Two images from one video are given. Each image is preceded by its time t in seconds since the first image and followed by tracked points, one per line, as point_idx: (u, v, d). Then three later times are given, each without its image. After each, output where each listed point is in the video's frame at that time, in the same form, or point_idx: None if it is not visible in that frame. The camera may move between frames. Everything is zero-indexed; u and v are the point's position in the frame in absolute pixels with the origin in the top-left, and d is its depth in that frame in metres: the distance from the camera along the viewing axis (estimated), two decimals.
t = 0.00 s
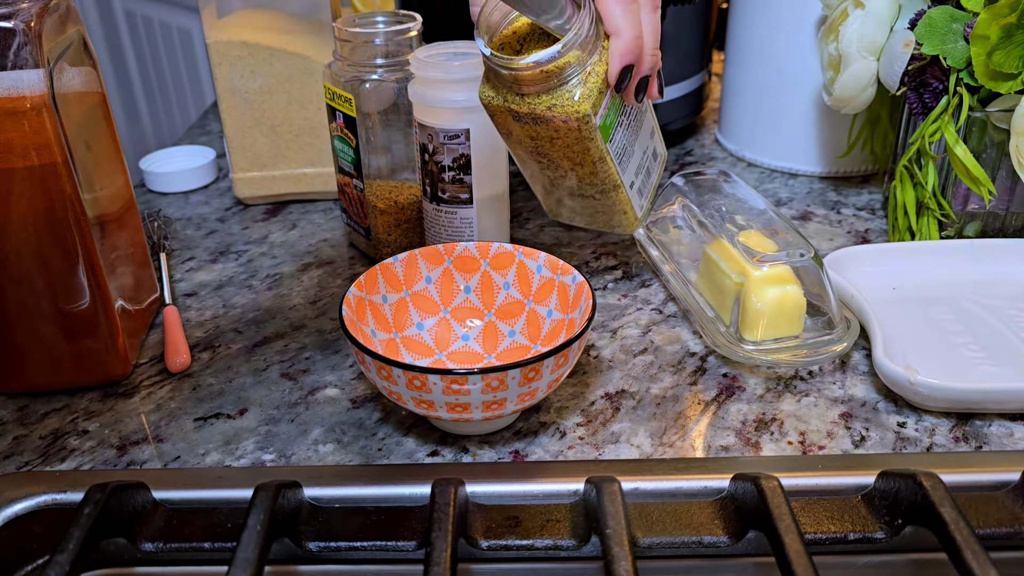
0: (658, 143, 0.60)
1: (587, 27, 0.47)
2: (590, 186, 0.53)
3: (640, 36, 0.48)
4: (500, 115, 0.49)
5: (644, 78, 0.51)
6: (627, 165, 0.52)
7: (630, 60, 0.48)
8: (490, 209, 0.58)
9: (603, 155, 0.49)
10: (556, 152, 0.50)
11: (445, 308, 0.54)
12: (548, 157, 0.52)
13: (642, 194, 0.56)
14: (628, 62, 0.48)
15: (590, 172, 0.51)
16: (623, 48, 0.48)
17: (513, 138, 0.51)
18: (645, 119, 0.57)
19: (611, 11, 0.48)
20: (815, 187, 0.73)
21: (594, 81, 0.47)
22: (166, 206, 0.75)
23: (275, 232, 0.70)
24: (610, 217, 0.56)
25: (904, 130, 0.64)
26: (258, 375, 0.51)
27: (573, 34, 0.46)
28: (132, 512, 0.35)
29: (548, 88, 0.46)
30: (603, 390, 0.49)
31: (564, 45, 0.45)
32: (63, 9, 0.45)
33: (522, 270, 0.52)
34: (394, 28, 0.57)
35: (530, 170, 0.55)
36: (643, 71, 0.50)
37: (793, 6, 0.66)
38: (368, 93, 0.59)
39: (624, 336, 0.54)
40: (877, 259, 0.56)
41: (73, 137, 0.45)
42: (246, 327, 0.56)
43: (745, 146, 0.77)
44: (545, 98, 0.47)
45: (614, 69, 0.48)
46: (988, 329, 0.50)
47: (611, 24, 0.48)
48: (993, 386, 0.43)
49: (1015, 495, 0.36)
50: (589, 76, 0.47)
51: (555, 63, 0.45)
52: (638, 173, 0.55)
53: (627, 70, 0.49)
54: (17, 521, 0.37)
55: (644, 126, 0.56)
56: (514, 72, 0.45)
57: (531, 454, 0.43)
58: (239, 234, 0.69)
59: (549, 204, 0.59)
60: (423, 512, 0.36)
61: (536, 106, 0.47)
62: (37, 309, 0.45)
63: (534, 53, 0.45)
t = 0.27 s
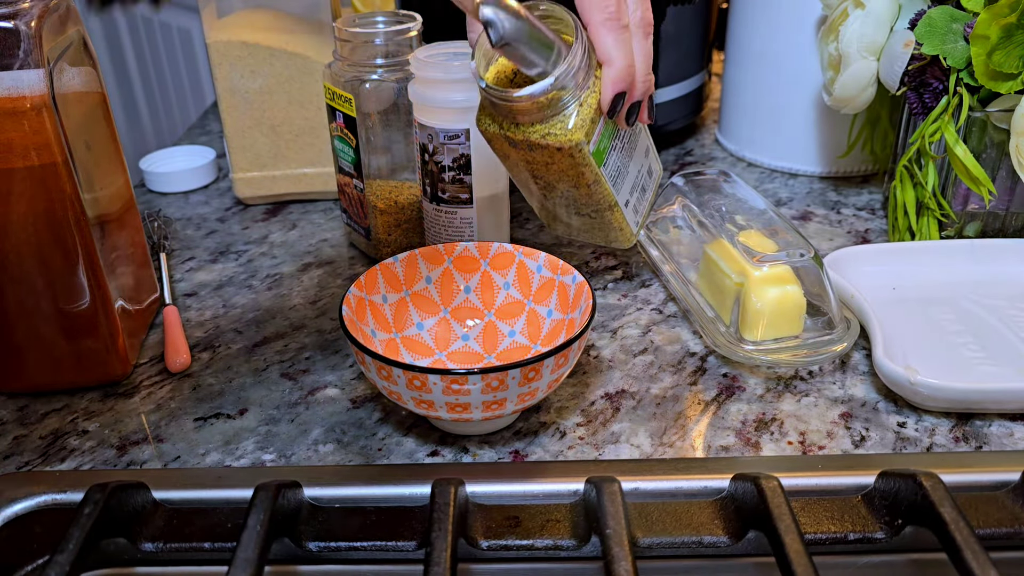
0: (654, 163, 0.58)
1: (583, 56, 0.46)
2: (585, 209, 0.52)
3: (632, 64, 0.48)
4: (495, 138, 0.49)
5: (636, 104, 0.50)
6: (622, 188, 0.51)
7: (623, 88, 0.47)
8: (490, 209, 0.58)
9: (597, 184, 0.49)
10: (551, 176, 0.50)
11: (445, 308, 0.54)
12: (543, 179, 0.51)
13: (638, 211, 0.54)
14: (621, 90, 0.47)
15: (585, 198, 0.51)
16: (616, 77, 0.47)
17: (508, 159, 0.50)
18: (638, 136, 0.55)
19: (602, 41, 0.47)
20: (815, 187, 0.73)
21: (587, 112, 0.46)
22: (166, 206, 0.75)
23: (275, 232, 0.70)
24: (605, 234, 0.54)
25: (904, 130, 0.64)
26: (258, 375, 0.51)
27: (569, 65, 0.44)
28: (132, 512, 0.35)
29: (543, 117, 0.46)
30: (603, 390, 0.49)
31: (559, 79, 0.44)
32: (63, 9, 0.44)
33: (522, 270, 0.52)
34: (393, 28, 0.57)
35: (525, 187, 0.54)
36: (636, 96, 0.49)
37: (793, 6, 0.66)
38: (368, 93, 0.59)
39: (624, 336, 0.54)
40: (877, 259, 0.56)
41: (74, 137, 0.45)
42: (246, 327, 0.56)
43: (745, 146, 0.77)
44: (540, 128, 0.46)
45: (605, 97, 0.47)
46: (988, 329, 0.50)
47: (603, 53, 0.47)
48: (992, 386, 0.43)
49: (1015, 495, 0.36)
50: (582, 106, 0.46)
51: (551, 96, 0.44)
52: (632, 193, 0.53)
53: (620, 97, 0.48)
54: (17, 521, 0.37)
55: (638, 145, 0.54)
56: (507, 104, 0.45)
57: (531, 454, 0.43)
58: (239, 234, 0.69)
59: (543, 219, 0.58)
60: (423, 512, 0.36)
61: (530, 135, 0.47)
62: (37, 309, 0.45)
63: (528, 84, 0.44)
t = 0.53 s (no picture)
0: (651, 163, 0.58)
1: (584, 74, 0.46)
2: (584, 214, 0.53)
3: (633, 78, 0.50)
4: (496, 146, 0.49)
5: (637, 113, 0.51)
6: (622, 192, 0.51)
7: (626, 100, 0.49)
8: (490, 209, 0.58)
9: (597, 195, 0.50)
10: (551, 184, 0.50)
11: (445, 308, 0.54)
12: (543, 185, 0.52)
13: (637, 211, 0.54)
14: (624, 103, 0.49)
15: (585, 205, 0.52)
16: (617, 89, 0.49)
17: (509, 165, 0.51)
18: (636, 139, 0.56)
19: (605, 56, 0.50)
20: (815, 187, 0.73)
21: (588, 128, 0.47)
22: (166, 206, 0.75)
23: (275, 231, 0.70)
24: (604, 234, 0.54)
25: (904, 130, 0.64)
26: (258, 375, 0.51)
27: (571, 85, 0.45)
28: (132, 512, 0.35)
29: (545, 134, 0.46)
30: (603, 390, 0.49)
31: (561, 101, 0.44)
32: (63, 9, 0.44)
33: (522, 270, 0.52)
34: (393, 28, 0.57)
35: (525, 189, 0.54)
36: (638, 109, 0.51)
37: (793, 7, 0.66)
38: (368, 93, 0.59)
39: (624, 336, 0.54)
40: (877, 259, 0.56)
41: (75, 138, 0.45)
42: (246, 327, 0.56)
43: (745, 146, 0.77)
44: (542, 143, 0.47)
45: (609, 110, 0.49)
46: (988, 329, 0.50)
47: (606, 67, 0.50)
48: (993, 386, 0.43)
49: (1015, 495, 0.36)
50: (584, 121, 0.47)
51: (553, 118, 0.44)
52: (631, 194, 0.53)
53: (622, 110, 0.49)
54: (17, 521, 0.37)
55: (639, 146, 0.54)
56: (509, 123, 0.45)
57: (531, 454, 0.43)
58: (239, 234, 0.69)
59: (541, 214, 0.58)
60: (423, 512, 0.36)
61: (533, 150, 0.47)
62: (37, 309, 0.45)
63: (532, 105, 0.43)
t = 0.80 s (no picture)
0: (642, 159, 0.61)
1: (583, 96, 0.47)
2: (579, 214, 0.55)
3: (629, 95, 0.50)
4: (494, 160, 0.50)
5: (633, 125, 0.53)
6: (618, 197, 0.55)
7: (622, 118, 0.50)
8: (490, 209, 0.58)
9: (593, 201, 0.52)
10: (549, 192, 0.52)
11: (445, 308, 0.54)
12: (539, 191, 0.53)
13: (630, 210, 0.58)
14: (621, 122, 0.50)
15: (580, 207, 0.53)
16: (614, 108, 0.50)
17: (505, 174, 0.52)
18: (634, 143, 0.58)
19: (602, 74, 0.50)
20: (815, 187, 0.73)
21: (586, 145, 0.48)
22: (166, 206, 0.75)
23: (275, 232, 0.70)
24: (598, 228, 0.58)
25: (904, 130, 0.64)
26: (258, 375, 0.51)
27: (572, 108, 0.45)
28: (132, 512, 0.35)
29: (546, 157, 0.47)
30: (603, 390, 0.49)
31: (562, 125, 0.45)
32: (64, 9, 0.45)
33: (522, 270, 0.52)
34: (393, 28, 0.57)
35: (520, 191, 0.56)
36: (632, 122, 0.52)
37: (793, 7, 0.66)
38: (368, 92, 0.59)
39: (624, 336, 0.54)
40: (877, 259, 0.56)
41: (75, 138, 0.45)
42: (246, 327, 0.56)
43: (745, 146, 0.77)
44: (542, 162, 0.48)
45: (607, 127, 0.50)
46: (988, 329, 0.50)
47: (603, 86, 0.50)
48: (993, 386, 0.43)
49: (1015, 495, 0.36)
50: (583, 141, 0.48)
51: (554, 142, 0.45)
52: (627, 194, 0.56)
53: (619, 126, 0.51)
54: (17, 521, 0.37)
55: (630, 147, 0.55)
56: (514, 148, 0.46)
57: (531, 453, 0.43)
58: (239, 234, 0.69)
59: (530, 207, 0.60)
60: (423, 512, 0.36)
61: (533, 169, 0.48)
62: (37, 309, 0.45)
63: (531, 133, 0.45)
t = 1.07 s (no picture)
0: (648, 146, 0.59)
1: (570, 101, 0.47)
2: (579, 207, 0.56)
3: (620, 97, 0.48)
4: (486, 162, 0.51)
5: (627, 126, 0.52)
6: (618, 191, 0.55)
7: (612, 120, 0.49)
8: (490, 209, 0.58)
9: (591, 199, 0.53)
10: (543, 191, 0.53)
11: (445, 308, 0.54)
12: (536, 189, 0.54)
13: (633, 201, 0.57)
14: (609, 125, 0.48)
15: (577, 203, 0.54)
16: (604, 112, 0.48)
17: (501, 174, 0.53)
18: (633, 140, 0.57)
19: (590, 78, 0.48)
20: (815, 187, 0.73)
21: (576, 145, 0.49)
22: (166, 206, 0.75)
23: (275, 232, 0.70)
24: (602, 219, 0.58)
25: (904, 130, 0.64)
26: (258, 375, 0.51)
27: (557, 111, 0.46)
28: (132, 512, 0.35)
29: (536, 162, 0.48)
30: (603, 390, 0.49)
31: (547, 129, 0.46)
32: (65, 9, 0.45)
33: (522, 270, 0.52)
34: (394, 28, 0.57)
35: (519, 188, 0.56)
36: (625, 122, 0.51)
37: (793, 7, 0.66)
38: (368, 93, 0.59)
39: (624, 336, 0.54)
40: (877, 259, 0.56)
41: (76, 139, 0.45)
42: (246, 327, 0.56)
43: (745, 146, 0.77)
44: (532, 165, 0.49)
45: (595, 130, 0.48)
46: (988, 329, 0.50)
47: (591, 90, 0.48)
48: (993, 386, 0.43)
49: (1015, 495, 0.36)
50: (573, 145, 0.48)
51: (540, 147, 0.46)
52: (630, 188, 0.56)
53: (609, 129, 0.49)
54: (17, 521, 0.37)
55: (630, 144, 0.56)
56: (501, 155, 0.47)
57: (531, 454, 0.43)
58: (239, 234, 0.69)
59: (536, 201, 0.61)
60: (423, 512, 0.36)
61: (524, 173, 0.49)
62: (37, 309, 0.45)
63: (516, 142, 0.46)
